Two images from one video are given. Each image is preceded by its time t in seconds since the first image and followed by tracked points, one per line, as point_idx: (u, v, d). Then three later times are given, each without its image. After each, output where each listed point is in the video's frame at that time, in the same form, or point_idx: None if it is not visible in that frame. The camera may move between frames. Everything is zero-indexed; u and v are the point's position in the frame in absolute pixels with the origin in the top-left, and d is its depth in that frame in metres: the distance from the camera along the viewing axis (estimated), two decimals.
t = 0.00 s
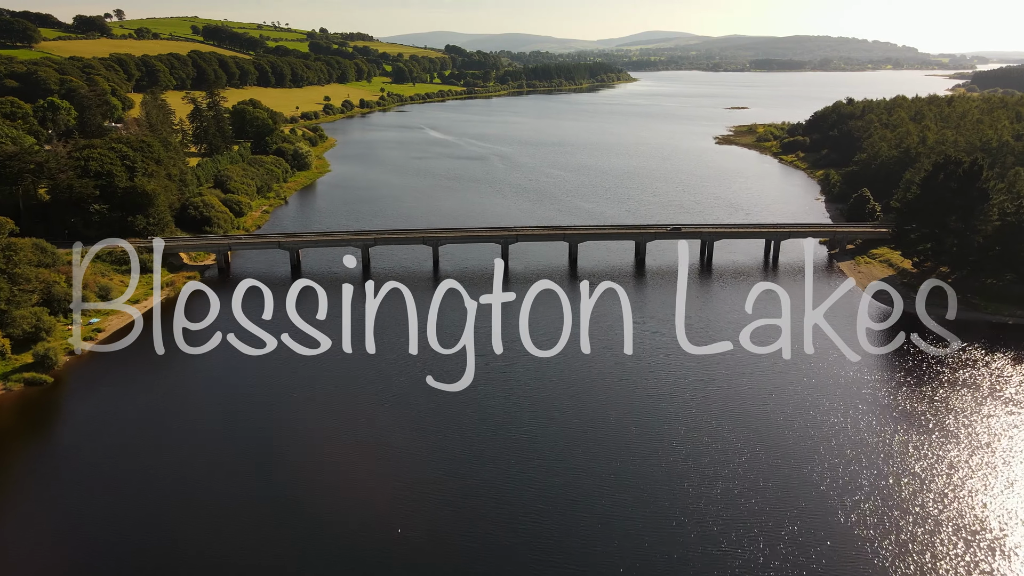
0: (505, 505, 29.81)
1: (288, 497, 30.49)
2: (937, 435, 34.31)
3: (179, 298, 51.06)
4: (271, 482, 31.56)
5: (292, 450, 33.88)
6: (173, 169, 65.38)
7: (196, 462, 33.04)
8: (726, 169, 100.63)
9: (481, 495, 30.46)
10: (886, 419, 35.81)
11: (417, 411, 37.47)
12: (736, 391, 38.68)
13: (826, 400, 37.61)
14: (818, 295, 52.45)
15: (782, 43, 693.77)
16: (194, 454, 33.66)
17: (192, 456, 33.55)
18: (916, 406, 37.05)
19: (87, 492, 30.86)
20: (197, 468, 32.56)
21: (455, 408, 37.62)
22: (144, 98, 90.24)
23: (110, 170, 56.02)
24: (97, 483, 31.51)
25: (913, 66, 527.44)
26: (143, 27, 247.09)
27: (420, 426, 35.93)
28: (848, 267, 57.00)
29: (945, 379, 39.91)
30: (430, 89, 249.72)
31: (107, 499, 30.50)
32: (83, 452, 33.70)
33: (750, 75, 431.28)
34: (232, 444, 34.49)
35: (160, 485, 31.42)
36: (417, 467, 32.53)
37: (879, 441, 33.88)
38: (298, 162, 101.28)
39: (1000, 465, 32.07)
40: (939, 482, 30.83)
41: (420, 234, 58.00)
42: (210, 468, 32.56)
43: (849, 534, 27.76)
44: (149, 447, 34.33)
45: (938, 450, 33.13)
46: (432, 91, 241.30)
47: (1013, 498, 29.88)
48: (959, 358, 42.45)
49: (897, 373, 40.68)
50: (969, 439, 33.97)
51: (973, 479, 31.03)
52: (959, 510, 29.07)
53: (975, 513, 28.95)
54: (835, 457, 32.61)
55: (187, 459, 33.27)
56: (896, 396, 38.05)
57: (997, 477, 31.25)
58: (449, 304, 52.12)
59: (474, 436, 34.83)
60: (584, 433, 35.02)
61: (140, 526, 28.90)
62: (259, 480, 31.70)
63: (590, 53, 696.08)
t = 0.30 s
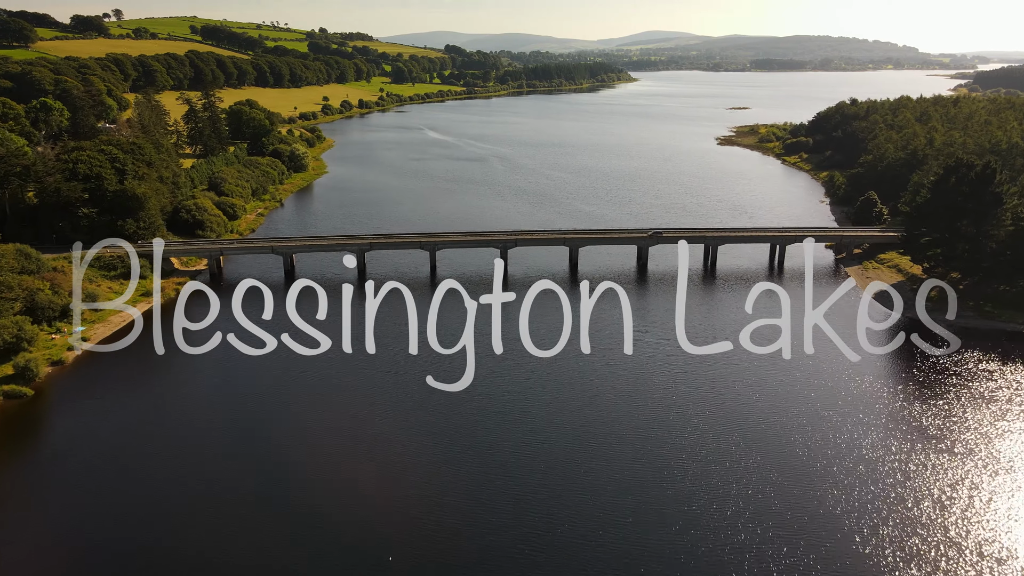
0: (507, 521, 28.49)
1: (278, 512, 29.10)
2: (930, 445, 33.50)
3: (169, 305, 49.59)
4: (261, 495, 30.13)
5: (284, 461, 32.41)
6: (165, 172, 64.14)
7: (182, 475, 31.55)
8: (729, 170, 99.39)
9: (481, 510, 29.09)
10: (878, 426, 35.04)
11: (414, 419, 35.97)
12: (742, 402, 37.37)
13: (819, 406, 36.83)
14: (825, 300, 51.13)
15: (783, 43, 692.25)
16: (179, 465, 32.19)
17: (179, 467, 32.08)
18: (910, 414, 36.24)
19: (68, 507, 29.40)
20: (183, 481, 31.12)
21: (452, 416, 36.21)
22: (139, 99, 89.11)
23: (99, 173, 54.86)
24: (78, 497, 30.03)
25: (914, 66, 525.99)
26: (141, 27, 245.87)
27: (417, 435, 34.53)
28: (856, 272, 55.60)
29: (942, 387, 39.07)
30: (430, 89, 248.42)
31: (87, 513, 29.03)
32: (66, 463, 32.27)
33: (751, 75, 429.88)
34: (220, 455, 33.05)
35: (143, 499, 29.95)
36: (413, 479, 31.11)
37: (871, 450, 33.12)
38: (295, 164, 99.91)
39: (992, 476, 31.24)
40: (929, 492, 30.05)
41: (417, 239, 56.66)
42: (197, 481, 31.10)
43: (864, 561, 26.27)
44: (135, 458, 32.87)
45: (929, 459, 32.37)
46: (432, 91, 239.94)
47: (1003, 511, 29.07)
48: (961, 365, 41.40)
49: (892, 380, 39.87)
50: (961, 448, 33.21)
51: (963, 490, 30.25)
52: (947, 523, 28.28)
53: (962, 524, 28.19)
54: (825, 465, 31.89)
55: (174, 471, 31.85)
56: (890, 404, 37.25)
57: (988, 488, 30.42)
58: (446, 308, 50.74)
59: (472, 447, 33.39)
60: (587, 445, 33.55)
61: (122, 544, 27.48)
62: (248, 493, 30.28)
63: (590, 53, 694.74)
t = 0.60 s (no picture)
0: (506, 541, 27.34)
1: (267, 526, 27.78)
2: (929, 456, 32.60)
3: (164, 309, 48.48)
4: (249, 508, 28.80)
5: (273, 472, 31.06)
6: (157, 175, 62.76)
7: (168, 487, 30.20)
8: (731, 172, 98.14)
9: (478, 527, 27.90)
10: (878, 436, 34.18)
11: (410, 428, 34.69)
12: (746, 412, 36.27)
13: (819, 415, 35.99)
14: (832, 307, 49.82)
15: (783, 43, 691.06)
16: (164, 477, 30.82)
17: (163, 478, 30.71)
18: (911, 424, 35.29)
19: (46, 519, 28.00)
20: (168, 492, 29.75)
21: (449, 426, 34.92)
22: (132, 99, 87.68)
23: (87, 175, 53.57)
24: (56, 508, 28.63)
25: (914, 67, 525.03)
26: (139, 27, 244.59)
27: (412, 446, 33.22)
28: (864, 278, 54.21)
29: (945, 395, 38.08)
30: (429, 89, 247.22)
31: (66, 526, 27.66)
32: (46, 473, 30.89)
33: (751, 75, 429.33)
34: (207, 465, 31.67)
35: (127, 514, 28.56)
36: (407, 493, 29.84)
37: (870, 460, 32.28)
38: (291, 165, 98.48)
39: (993, 490, 30.31)
40: (927, 505, 29.22)
41: (415, 243, 55.32)
42: (181, 493, 29.73)
43: None
44: (120, 469, 31.53)
45: (929, 471, 31.48)
46: (431, 91, 238.66)
47: (1002, 527, 28.19)
48: (966, 373, 40.34)
49: (894, 387, 38.95)
50: (962, 460, 32.30)
51: (960, 503, 29.41)
52: (945, 539, 27.46)
53: (960, 541, 27.36)
54: (824, 477, 31.06)
55: (161, 482, 30.55)
56: (891, 413, 36.34)
57: (989, 503, 29.50)
58: (444, 310, 49.81)
59: (470, 459, 32.11)
60: (589, 460, 32.30)
61: (103, 558, 26.18)
62: (235, 506, 28.94)
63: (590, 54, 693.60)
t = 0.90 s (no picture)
0: (502, 569, 26.21)
1: (255, 561, 26.81)
2: (939, 472, 31.40)
3: (153, 317, 47.41)
4: (237, 541, 27.79)
5: (263, 499, 30.03)
6: (148, 178, 61.37)
7: (151, 517, 29.08)
8: (734, 173, 96.78)
9: (474, 555, 26.90)
10: (882, 452, 32.99)
11: (404, 449, 33.60)
12: (751, 428, 34.97)
13: (823, 429, 34.79)
14: (838, 315, 48.45)
15: (783, 42, 689.21)
16: (147, 505, 29.75)
17: (149, 507, 29.72)
18: (918, 439, 34.03)
19: (27, 555, 27.05)
20: (154, 522, 28.76)
21: (444, 446, 33.77)
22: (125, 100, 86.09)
23: (75, 179, 52.02)
24: (38, 541, 27.67)
25: (916, 66, 523.27)
26: (137, 27, 242.97)
27: (407, 468, 32.10)
28: (873, 284, 52.77)
29: (954, 407, 36.80)
30: (428, 89, 245.80)
31: (50, 559, 26.79)
32: (28, 502, 29.90)
33: (751, 74, 427.74)
34: (194, 491, 30.71)
35: (107, 547, 27.45)
36: (402, 520, 28.77)
37: (873, 477, 31.09)
38: (287, 166, 97.13)
39: (1004, 510, 29.09)
40: (938, 526, 28.09)
41: (411, 249, 53.99)
42: (163, 524, 28.64)
43: None
44: (102, 495, 30.41)
45: (934, 490, 30.25)
46: (430, 91, 237.24)
47: (1017, 550, 27.00)
48: (977, 384, 39.11)
49: (902, 400, 37.69)
50: (968, 478, 31.04)
51: (983, 528, 28.04)
52: (952, 562, 26.32)
53: (965, 565, 26.15)
54: (825, 495, 29.89)
55: (144, 511, 29.44)
56: (896, 426, 35.10)
57: (997, 525, 28.22)
58: (443, 316, 49.62)
59: (464, 482, 30.93)
60: (590, 479, 31.11)
61: None
62: (223, 539, 27.93)
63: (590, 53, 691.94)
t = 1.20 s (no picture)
0: None
1: None
2: (958, 493, 30.03)
3: (141, 325, 46.10)
4: (222, 562, 26.49)
5: (251, 518, 28.77)
6: (139, 180, 59.96)
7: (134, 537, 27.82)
8: (737, 175, 95.45)
9: None
10: (894, 469, 31.67)
11: (398, 463, 32.24)
12: (758, 445, 33.53)
13: (832, 445, 33.51)
14: (848, 323, 46.87)
15: (784, 42, 687.77)
16: (130, 525, 28.46)
17: (131, 527, 28.37)
18: (931, 455, 32.73)
19: None
20: (138, 541, 27.55)
21: (442, 460, 32.40)
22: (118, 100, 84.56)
23: (62, 182, 50.53)
24: (12, 567, 26.24)
25: (916, 66, 522.10)
26: (134, 26, 241.22)
27: (401, 484, 30.80)
28: (881, 290, 51.36)
29: (967, 420, 35.51)
30: (428, 89, 244.42)
31: None
32: (5, 521, 28.54)
33: (751, 74, 426.62)
34: (179, 508, 29.44)
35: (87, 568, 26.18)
36: (395, 542, 27.49)
37: (885, 497, 29.80)
38: (283, 168, 95.76)
39: None
40: (960, 553, 26.74)
41: (408, 254, 52.63)
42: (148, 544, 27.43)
43: None
44: (83, 512, 29.09)
45: (948, 511, 28.99)
46: (430, 91, 235.77)
47: None
48: (993, 396, 37.75)
49: (913, 412, 36.42)
50: (984, 497, 29.79)
51: (1007, 556, 26.70)
52: None
53: None
54: (837, 519, 28.52)
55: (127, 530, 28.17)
56: (908, 441, 33.81)
57: (1015, 550, 27.01)
58: (440, 322, 48.20)
59: (461, 500, 29.68)
60: (593, 498, 29.83)
61: None
62: (207, 560, 26.59)
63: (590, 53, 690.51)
